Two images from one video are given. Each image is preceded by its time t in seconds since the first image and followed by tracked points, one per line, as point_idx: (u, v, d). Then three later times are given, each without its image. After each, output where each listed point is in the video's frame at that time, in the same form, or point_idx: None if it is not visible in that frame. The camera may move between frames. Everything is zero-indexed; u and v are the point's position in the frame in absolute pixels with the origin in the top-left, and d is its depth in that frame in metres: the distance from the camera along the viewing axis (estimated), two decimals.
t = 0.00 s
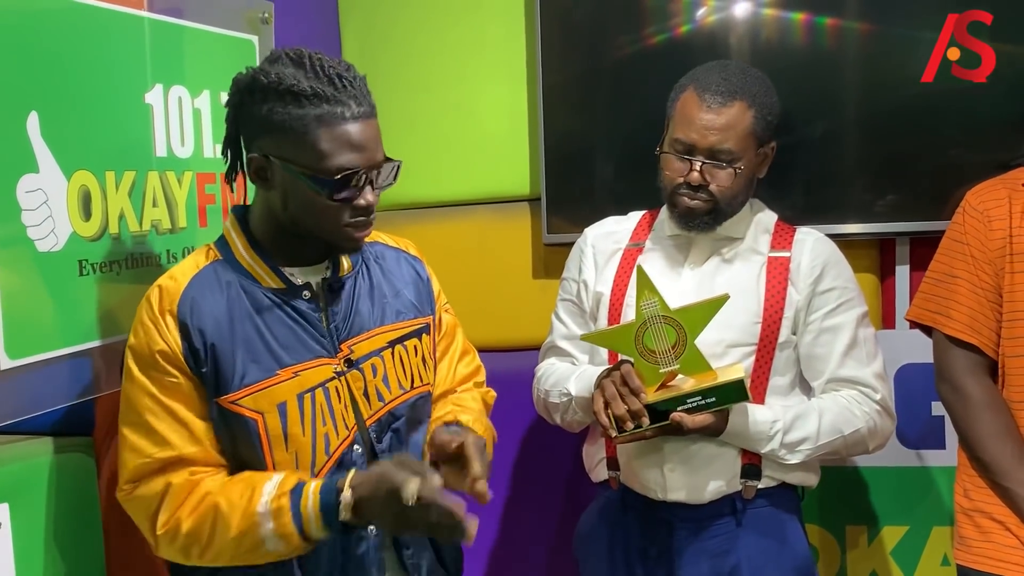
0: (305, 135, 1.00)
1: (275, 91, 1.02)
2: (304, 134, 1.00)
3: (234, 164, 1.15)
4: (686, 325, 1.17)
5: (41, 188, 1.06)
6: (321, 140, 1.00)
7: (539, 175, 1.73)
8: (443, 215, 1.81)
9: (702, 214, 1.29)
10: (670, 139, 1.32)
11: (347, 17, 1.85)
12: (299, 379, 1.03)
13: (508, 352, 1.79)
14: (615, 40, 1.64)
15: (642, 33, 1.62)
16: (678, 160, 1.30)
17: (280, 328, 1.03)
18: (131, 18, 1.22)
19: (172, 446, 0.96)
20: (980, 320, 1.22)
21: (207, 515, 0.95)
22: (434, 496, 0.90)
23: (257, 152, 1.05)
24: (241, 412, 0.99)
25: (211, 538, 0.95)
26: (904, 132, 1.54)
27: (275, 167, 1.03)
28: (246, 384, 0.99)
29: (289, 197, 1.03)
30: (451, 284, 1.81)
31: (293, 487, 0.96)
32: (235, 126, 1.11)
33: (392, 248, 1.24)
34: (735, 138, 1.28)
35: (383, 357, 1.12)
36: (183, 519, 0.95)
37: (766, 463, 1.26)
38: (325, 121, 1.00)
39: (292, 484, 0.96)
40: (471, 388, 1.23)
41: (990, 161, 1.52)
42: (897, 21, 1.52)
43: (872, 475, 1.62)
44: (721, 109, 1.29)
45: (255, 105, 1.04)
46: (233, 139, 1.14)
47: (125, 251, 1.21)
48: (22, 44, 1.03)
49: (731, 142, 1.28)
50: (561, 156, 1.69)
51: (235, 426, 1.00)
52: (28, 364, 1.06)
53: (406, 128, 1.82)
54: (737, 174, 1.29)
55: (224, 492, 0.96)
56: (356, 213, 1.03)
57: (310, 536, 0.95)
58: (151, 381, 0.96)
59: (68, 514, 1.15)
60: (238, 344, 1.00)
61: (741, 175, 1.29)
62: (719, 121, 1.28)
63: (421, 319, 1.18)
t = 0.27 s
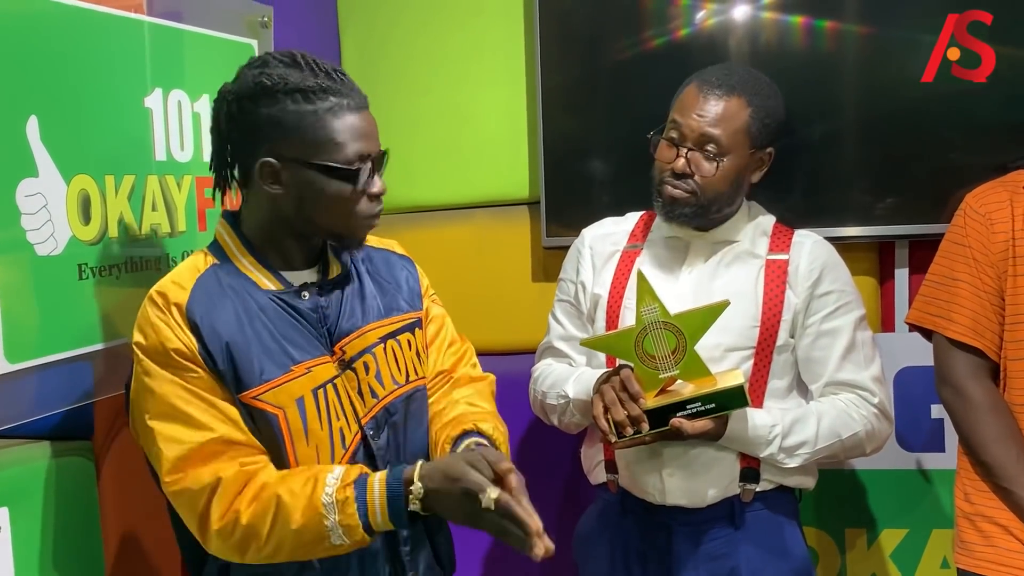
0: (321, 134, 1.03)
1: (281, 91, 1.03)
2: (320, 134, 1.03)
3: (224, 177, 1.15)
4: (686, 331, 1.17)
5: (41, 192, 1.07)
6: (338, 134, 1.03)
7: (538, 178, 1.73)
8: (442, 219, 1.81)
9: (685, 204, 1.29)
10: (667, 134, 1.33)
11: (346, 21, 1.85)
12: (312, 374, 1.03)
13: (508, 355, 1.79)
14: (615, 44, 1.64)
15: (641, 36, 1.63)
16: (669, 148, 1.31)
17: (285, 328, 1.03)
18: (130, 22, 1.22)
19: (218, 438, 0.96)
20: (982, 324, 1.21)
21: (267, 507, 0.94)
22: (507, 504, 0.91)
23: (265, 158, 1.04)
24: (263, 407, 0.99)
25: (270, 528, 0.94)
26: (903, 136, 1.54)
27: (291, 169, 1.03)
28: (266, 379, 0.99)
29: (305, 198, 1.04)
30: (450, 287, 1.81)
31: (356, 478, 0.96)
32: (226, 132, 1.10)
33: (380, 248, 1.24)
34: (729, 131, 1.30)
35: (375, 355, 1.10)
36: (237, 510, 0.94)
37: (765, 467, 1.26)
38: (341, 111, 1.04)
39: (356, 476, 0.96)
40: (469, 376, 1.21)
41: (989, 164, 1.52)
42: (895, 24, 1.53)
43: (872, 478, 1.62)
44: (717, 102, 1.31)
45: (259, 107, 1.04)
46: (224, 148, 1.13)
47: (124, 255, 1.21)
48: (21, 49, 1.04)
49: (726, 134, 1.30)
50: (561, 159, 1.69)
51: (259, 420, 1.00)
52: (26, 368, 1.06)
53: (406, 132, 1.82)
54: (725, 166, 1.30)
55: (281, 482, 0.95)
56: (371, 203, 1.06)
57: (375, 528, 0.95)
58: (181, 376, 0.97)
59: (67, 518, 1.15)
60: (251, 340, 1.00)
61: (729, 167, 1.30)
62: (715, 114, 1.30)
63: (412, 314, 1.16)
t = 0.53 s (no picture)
0: (335, 124, 1.07)
1: (292, 87, 1.05)
2: (334, 125, 1.07)
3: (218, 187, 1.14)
4: (686, 334, 1.17)
5: (41, 196, 1.07)
6: (349, 124, 1.08)
7: (537, 181, 1.74)
8: (441, 222, 1.81)
9: (683, 207, 1.30)
10: (668, 134, 1.33)
11: (346, 24, 1.85)
12: (316, 389, 1.03)
13: (508, 358, 1.79)
14: (614, 47, 1.64)
15: (640, 39, 1.63)
16: (669, 149, 1.32)
17: (290, 340, 1.03)
18: (131, 26, 1.22)
19: (219, 462, 0.97)
20: (981, 326, 1.22)
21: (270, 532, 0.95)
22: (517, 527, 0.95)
23: (286, 156, 1.05)
24: (268, 425, 0.99)
25: (273, 554, 0.95)
26: (902, 138, 1.55)
27: (315, 164, 1.06)
28: (272, 396, 1.00)
29: (329, 191, 1.07)
30: (450, 291, 1.81)
31: (359, 502, 0.98)
32: (221, 136, 1.08)
33: (372, 251, 1.24)
34: (729, 134, 1.31)
35: (377, 361, 1.10)
36: (241, 536, 0.95)
37: (764, 470, 1.27)
38: (349, 102, 1.09)
39: (358, 500, 0.98)
40: (461, 378, 1.23)
41: (987, 167, 1.52)
42: (894, 27, 1.53)
43: (871, 481, 1.62)
44: (718, 105, 1.32)
45: (268, 104, 1.05)
46: (212, 151, 1.11)
47: (125, 258, 1.21)
48: (22, 53, 1.04)
49: (725, 137, 1.30)
50: (560, 162, 1.69)
51: (265, 438, 1.01)
52: (25, 372, 1.06)
53: (405, 135, 1.82)
54: (724, 167, 1.30)
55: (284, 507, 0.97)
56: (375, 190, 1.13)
57: (377, 549, 0.97)
58: (182, 399, 0.97)
59: (65, 520, 1.15)
60: (258, 357, 1.00)
61: (729, 168, 1.30)
62: (715, 116, 1.31)
63: (408, 318, 1.17)
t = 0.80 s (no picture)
0: (334, 124, 1.07)
1: (290, 88, 1.05)
2: (333, 125, 1.07)
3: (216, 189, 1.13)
4: (685, 331, 1.17)
5: (38, 198, 1.07)
6: (348, 124, 1.08)
7: (535, 183, 1.74)
8: (439, 224, 1.81)
9: (677, 215, 1.30)
10: (659, 143, 1.33)
11: (344, 25, 1.85)
12: (312, 397, 1.03)
13: (506, 360, 1.79)
14: (612, 48, 1.64)
15: (638, 41, 1.63)
16: (661, 158, 1.32)
17: (289, 346, 1.03)
18: (128, 27, 1.22)
19: (205, 473, 0.97)
20: (973, 328, 1.22)
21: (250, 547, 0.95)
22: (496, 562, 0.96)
23: (285, 159, 1.05)
24: (264, 433, 1.00)
25: (253, 567, 0.96)
26: (900, 140, 1.55)
27: (313, 166, 1.06)
28: (268, 404, 1.00)
29: (329, 193, 1.07)
30: (448, 292, 1.81)
31: (340, 520, 0.97)
32: (219, 138, 1.08)
33: (372, 253, 1.25)
34: (720, 140, 1.31)
35: (378, 366, 1.11)
36: (222, 548, 0.95)
37: (762, 472, 1.26)
38: (346, 103, 1.08)
39: (338, 518, 0.97)
40: (458, 387, 1.23)
41: (984, 169, 1.52)
42: (892, 28, 1.53)
43: (869, 483, 1.62)
44: (707, 112, 1.31)
45: (266, 106, 1.04)
46: (212, 159, 1.11)
47: (123, 260, 1.21)
48: (19, 55, 1.04)
49: (716, 144, 1.30)
50: (559, 163, 1.69)
51: (260, 448, 1.00)
52: (22, 374, 1.06)
53: (404, 136, 1.82)
54: (715, 174, 1.30)
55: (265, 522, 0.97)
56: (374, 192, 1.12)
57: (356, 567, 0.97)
58: (173, 407, 0.97)
59: (62, 524, 1.15)
60: (255, 365, 1.00)
61: (720, 175, 1.30)
62: (705, 123, 1.31)
63: (408, 322, 1.18)
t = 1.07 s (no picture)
0: (333, 120, 1.07)
1: (288, 83, 1.05)
2: (332, 120, 1.07)
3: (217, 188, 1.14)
4: (683, 332, 1.17)
5: (35, 197, 1.07)
6: (347, 120, 1.08)
7: (532, 182, 1.74)
8: (437, 223, 1.81)
9: (671, 211, 1.30)
10: (654, 139, 1.33)
11: (342, 25, 1.85)
12: (306, 398, 1.03)
13: (504, 360, 1.79)
14: (610, 48, 1.64)
15: (636, 40, 1.63)
16: (654, 154, 1.32)
17: (283, 347, 1.03)
18: (126, 26, 1.22)
19: (187, 475, 0.97)
20: (968, 330, 1.22)
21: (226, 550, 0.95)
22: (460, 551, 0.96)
23: (283, 154, 1.06)
24: (254, 434, 0.99)
25: (225, 565, 0.96)
26: (897, 140, 1.55)
27: (312, 161, 1.06)
28: (258, 406, 1.00)
29: (329, 189, 1.07)
30: (445, 292, 1.81)
31: (311, 517, 0.97)
32: (218, 134, 1.09)
33: (377, 254, 1.24)
34: (715, 136, 1.30)
35: (375, 368, 1.10)
36: (195, 546, 0.96)
37: (759, 473, 1.26)
38: (345, 99, 1.08)
39: (309, 516, 0.97)
40: (458, 393, 1.23)
41: (981, 169, 1.52)
42: (890, 28, 1.53)
43: (866, 483, 1.62)
44: (702, 108, 1.31)
45: (264, 101, 1.05)
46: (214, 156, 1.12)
47: (120, 259, 1.21)
48: (16, 54, 1.04)
49: (710, 140, 1.30)
50: (556, 163, 1.69)
51: (248, 449, 1.00)
52: (19, 374, 1.06)
53: (401, 136, 1.82)
54: (709, 169, 1.30)
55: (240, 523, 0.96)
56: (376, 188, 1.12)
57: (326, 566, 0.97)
58: (159, 407, 0.97)
59: (57, 523, 1.15)
60: (246, 365, 1.00)
61: (714, 171, 1.30)
62: (700, 119, 1.31)
63: (410, 325, 1.17)
